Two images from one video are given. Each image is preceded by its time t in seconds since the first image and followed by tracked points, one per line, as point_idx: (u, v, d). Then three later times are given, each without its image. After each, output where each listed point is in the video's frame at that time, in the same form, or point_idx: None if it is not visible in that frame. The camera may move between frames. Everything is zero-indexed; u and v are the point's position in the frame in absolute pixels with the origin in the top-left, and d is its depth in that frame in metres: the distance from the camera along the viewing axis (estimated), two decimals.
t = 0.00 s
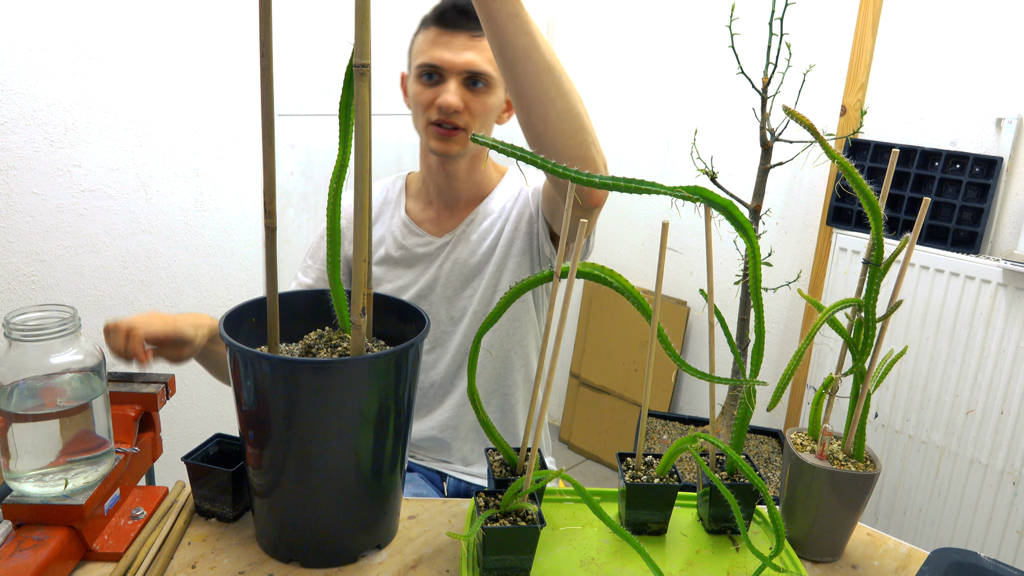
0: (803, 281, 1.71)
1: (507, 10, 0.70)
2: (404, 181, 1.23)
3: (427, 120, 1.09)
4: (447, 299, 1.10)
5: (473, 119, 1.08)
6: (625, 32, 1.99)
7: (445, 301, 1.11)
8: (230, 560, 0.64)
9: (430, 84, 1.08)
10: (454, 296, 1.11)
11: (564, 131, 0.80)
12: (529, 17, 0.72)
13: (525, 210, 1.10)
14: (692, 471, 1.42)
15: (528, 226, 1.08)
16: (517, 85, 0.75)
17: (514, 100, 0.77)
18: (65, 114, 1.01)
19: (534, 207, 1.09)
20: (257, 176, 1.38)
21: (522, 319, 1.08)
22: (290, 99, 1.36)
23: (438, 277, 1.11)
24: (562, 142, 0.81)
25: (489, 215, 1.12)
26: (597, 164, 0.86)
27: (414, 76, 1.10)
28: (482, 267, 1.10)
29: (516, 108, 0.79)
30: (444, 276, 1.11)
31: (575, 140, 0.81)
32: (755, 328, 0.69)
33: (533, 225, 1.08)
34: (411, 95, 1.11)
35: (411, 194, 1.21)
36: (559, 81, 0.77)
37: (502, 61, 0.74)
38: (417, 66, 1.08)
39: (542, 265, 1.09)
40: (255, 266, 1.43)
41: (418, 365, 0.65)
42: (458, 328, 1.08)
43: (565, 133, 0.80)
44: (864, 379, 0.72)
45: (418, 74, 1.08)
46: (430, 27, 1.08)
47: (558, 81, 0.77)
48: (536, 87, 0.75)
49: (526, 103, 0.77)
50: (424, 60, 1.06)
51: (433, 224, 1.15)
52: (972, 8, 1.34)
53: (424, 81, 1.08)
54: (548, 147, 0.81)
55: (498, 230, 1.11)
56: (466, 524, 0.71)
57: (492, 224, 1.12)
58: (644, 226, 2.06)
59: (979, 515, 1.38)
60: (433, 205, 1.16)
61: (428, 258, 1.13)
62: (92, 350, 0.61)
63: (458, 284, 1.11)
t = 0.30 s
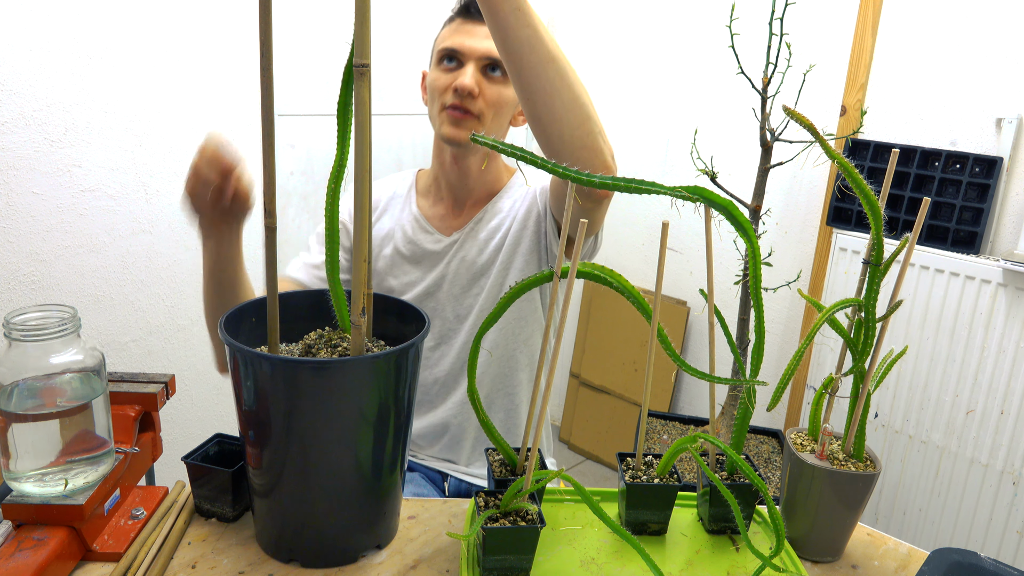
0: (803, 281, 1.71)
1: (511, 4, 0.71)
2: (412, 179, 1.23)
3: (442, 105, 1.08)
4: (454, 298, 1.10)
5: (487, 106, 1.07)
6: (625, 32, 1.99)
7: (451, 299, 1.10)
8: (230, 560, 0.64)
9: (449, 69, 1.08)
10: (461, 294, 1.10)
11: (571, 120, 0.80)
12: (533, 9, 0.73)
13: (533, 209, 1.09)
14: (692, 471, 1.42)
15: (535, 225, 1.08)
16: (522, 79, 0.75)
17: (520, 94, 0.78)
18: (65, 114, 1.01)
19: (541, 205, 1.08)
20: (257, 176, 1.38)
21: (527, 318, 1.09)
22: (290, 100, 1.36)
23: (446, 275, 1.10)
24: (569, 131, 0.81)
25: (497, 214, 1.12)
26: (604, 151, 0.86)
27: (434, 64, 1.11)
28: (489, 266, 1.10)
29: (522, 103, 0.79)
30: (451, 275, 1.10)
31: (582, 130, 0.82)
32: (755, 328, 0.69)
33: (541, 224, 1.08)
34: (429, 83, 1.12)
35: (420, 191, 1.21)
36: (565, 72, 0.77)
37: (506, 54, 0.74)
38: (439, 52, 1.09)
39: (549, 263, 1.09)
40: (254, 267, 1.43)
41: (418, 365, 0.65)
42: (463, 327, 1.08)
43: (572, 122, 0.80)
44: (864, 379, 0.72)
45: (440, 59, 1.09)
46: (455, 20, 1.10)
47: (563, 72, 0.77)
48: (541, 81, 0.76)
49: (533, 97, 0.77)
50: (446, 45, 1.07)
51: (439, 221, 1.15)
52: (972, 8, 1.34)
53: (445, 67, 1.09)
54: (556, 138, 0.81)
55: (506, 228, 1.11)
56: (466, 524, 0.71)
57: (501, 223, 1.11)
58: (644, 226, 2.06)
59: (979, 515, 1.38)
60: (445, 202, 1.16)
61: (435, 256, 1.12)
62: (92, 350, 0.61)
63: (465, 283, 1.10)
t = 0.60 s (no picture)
0: (803, 281, 1.71)
1: None
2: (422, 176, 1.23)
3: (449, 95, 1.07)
4: (458, 298, 1.10)
5: (494, 97, 1.05)
6: (625, 32, 2.00)
7: (455, 299, 1.10)
8: (230, 560, 0.64)
9: (458, 61, 1.08)
10: (465, 294, 1.10)
11: (561, 119, 0.80)
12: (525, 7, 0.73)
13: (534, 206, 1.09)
14: (692, 471, 1.42)
15: (536, 223, 1.08)
16: (512, 74, 0.75)
17: (510, 91, 0.78)
18: (65, 114, 1.01)
19: (541, 202, 1.08)
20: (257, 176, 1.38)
21: (530, 316, 1.08)
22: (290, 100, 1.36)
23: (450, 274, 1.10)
24: (559, 130, 0.81)
25: (501, 213, 1.12)
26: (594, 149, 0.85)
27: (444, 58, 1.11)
28: (493, 264, 1.10)
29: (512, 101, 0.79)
30: (456, 273, 1.10)
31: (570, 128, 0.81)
32: (755, 328, 0.69)
33: (543, 221, 1.07)
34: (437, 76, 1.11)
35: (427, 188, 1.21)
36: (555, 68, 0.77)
37: (496, 51, 0.73)
38: (450, 45, 1.09)
39: (551, 262, 1.08)
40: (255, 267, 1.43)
41: (418, 364, 0.65)
42: (467, 325, 1.08)
43: (561, 120, 0.80)
44: (864, 380, 0.72)
45: (449, 52, 1.09)
46: (467, 18, 1.11)
47: (553, 70, 0.77)
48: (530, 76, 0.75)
49: (522, 93, 0.77)
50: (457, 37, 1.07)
51: (444, 219, 1.15)
52: (972, 8, 1.34)
53: (454, 58, 1.08)
54: (546, 136, 0.81)
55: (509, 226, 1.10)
56: (466, 524, 0.71)
57: (504, 221, 1.11)
58: (644, 226, 2.06)
59: (979, 515, 1.38)
60: (450, 200, 1.16)
61: (440, 255, 1.12)
62: (92, 350, 0.61)
63: (469, 282, 1.10)
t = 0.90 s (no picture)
0: (803, 281, 1.71)
1: None
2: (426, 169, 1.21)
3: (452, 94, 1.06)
4: (457, 295, 1.10)
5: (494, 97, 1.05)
6: (625, 32, 2.00)
7: (454, 296, 1.10)
8: (230, 560, 0.64)
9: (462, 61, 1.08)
10: (465, 291, 1.10)
11: (543, 113, 0.79)
12: None
13: (531, 203, 1.09)
14: (692, 471, 1.42)
15: (534, 220, 1.08)
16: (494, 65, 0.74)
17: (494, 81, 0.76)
18: (65, 114, 1.01)
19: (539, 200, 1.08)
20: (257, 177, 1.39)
21: (529, 314, 1.09)
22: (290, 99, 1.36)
23: (452, 272, 1.10)
24: (540, 123, 0.80)
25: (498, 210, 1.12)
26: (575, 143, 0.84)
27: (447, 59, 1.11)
28: (492, 262, 1.09)
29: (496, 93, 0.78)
30: (457, 272, 1.10)
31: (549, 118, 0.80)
32: (755, 328, 0.69)
33: (539, 219, 1.08)
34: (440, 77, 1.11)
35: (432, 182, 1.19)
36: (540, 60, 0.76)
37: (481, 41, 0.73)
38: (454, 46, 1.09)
39: (548, 260, 1.10)
40: (255, 267, 1.43)
41: (419, 364, 0.65)
42: (468, 323, 1.08)
43: (543, 113, 0.79)
44: (864, 380, 0.72)
45: (452, 53, 1.09)
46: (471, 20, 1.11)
47: (538, 63, 0.76)
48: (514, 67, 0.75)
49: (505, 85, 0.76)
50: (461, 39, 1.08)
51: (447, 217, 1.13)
52: (972, 8, 1.34)
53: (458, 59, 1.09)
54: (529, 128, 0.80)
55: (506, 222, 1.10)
56: (466, 524, 0.71)
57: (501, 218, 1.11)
58: (644, 226, 2.06)
59: (979, 515, 1.38)
60: (451, 198, 1.15)
61: (440, 253, 1.12)
62: (92, 350, 0.61)
63: (469, 279, 1.10)
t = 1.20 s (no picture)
0: (803, 281, 1.71)
1: None
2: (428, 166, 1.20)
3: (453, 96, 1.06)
4: (459, 296, 1.10)
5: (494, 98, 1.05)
6: (625, 32, 2.00)
7: (456, 297, 1.11)
8: (230, 560, 0.64)
9: (463, 63, 1.08)
10: (467, 291, 1.10)
11: (544, 108, 0.79)
12: None
13: (533, 203, 1.09)
14: (692, 471, 1.42)
15: (535, 220, 1.08)
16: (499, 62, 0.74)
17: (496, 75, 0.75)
18: (65, 114, 1.01)
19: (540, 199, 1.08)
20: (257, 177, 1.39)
21: (530, 314, 1.09)
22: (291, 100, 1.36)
23: (455, 272, 1.10)
24: (541, 118, 0.80)
25: (500, 210, 1.12)
26: (576, 139, 0.85)
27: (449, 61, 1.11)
28: (494, 262, 1.10)
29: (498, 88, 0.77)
30: (459, 272, 1.10)
31: (552, 114, 0.80)
32: (755, 328, 0.69)
33: (540, 219, 1.08)
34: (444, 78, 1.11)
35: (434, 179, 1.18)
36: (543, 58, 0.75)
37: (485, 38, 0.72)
38: (455, 48, 1.09)
39: (551, 260, 1.09)
40: (255, 268, 1.43)
41: (419, 364, 0.65)
42: (470, 323, 1.09)
43: (544, 109, 0.79)
44: (864, 380, 0.72)
45: (453, 55, 1.09)
46: (473, 21, 1.11)
47: (541, 59, 0.75)
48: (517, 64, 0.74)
49: (509, 81, 0.76)
50: (461, 40, 1.08)
51: (448, 216, 1.13)
52: (972, 8, 1.34)
53: (459, 61, 1.08)
54: (529, 123, 0.80)
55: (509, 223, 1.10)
56: (466, 524, 0.71)
57: (503, 218, 1.11)
58: (644, 226, 2.06)
59: (979, 515, 1.38)
60: (452, 199, 1.15)
61: (442, 253, 1.11)
62: (92, 350, 0.61)
63: (471, 280, 1.10)
